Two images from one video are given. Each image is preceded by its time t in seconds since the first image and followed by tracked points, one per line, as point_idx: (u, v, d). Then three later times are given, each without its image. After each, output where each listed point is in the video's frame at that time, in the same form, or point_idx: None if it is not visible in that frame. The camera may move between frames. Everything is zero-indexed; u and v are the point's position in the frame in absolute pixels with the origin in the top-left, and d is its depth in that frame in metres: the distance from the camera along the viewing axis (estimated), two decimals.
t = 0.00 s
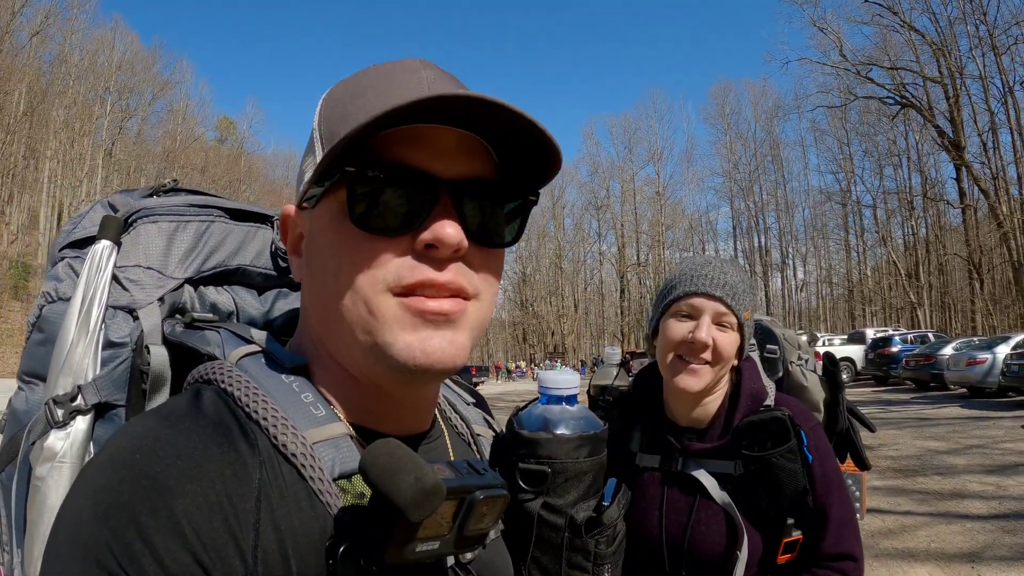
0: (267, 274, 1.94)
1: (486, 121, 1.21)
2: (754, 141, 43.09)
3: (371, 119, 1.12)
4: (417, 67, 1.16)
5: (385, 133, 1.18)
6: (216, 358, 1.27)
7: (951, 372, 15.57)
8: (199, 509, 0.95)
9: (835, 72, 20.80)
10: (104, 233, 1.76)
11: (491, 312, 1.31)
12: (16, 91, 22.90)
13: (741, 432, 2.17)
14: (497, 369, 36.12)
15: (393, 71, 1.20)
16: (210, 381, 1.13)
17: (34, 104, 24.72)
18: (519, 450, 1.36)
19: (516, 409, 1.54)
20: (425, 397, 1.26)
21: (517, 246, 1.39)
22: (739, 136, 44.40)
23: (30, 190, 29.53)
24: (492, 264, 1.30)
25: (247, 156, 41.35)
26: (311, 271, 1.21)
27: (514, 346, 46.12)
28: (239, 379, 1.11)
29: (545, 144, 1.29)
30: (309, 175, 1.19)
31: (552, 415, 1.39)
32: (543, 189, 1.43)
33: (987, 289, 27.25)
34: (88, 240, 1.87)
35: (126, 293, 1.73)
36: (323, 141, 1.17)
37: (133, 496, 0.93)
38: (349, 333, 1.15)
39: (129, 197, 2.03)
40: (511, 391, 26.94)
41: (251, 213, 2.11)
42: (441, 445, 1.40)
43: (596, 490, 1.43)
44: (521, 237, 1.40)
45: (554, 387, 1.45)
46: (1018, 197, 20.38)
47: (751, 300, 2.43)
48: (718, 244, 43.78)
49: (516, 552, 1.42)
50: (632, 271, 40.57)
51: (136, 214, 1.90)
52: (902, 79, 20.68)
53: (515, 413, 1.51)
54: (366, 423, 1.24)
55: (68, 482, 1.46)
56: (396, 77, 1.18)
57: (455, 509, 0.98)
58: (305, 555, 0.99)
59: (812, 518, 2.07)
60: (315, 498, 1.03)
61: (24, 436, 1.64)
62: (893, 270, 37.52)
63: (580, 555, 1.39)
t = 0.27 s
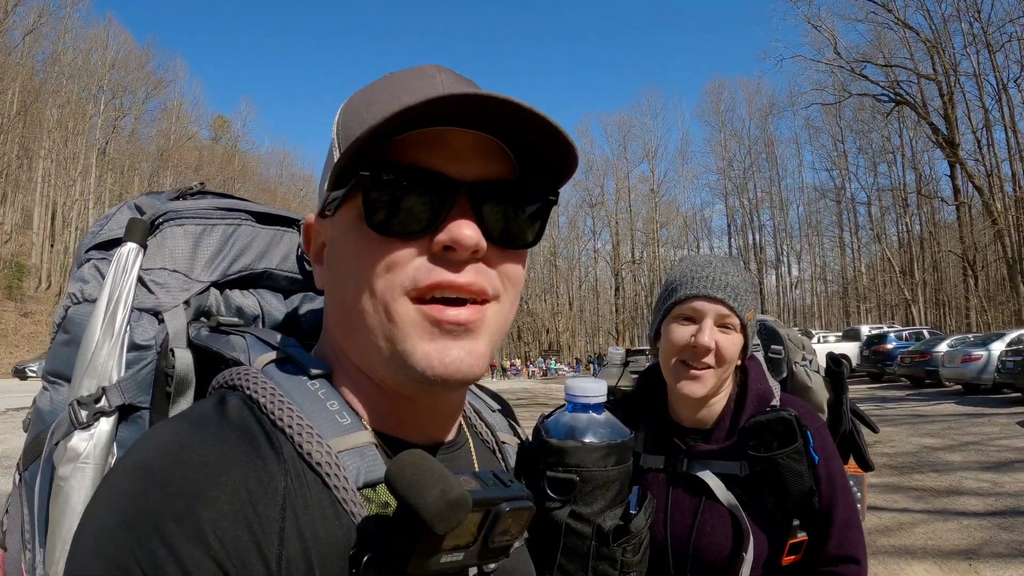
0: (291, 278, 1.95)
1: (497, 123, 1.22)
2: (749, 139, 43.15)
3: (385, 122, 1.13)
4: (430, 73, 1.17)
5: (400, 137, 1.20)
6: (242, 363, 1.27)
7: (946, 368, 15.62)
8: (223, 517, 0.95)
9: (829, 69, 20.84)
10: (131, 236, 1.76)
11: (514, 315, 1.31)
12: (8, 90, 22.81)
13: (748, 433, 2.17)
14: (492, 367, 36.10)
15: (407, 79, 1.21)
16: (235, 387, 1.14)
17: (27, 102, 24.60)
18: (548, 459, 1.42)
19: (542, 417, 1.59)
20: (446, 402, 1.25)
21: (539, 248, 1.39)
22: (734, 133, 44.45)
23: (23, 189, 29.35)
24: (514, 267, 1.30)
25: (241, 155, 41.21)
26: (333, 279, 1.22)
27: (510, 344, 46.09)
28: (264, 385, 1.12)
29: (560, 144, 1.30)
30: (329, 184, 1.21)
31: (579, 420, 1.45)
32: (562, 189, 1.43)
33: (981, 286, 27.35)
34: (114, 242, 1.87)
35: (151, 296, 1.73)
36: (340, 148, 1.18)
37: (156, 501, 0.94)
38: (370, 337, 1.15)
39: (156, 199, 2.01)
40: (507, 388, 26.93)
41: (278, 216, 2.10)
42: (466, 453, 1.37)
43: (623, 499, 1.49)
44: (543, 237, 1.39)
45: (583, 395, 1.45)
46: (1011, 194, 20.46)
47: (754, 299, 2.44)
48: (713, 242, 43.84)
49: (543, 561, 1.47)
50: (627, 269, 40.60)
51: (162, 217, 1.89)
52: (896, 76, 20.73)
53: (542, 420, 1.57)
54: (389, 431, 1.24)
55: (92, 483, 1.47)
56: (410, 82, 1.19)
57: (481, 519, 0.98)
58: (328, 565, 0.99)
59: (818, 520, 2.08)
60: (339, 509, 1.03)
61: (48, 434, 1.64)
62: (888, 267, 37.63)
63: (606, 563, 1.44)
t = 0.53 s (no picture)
0: (315, 274, 1.97)
1: (514, 116, 1.22)
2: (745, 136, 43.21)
3: (401, 115, 1.14)
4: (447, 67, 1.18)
5: (417, 132, 1.20)
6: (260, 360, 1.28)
7: (943, 365, 15.68)
8: (236, 511, 0.95)
9: (825, 66, 20.87)
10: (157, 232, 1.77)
11: (534, 313, 1.32)
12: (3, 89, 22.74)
13: (762, 432, 2.16)
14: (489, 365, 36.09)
15: (424, 75, 1.22)
16: (254, 383, 1.15)
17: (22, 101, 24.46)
18: (567, 461, 1.43)
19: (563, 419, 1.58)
20: (463, 398, 1.25)
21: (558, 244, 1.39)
22: (730, 130, 44.50)
23: (17, 188, 29.19)
24: (532, 262, 1.30)
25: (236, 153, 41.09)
26: (351, 275, 1.23)
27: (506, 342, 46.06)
28: (283, 381, 1.12)
29: (577, 139, 1.30)
30: (348, 180, 1.23)
31: (600, 421, 1.46)
32: (580, 184, 1.43)
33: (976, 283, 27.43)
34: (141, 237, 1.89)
35: (176, 291, 1.73)
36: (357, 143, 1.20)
37: (172, 493, 0.94)
38: (386, 331, 1.16)
39: (182, 196, 2.03)
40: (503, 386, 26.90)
41: (303, 214, 2.11)
42: (485, 452, 1.37)
43: (642, 504, 1.49)
44: (563, 232, 1.39)
45: (605, 397, 1.45)
46: (1006, 191, 20.53)
47: (765, 294, 2.45)
48: (709, 239, 43.89)
49: (560, 562, 1.49)
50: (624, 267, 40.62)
51: (187, 213, 1.90)
52: (891, 73, 20.79)
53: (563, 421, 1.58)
54: (406, 428, 1.24)
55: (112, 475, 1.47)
56: (426, 78, 1.20)
57: (494, 521, 0.98)
58: (341, 562, 0.99)
59: (831, 520, 2.09)
60: (353, 505, 1.02)
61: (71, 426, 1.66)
62: (883, 265, 37.73)
63: (623, 567, 1.44)
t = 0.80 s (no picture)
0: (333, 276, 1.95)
1: (532, 114, 1.23)
2: (742, 134, 43.25)
3: (417, 114, 1.15)
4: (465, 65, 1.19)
5: (434, 129, 1.21)
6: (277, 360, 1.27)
7: (940, 362, 15.72)
8: (251, 512, 0.94)
9: (822, 64, 20.91)
10: (175, 233, 1.79)
11: (552, 313, 1.32)
12: None
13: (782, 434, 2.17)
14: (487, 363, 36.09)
15: (442, 75, 1.22)
16: (270, 382, 1.15)
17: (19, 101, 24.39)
18: (585, 463, 1.43)
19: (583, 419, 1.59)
20: (479, 398, 1.25)
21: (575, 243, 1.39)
22: (727, 128, 44.52)
23: (13, 188, 29.11)
24: (549, 259, 1.30)
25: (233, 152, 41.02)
26: (368, 273, 1.24)
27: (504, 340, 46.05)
28: (299, 380, 1.12)
29: (594, 135, 1.30)
30: (364, 180, 1.24)
31: (618, 425, 1.47)
32: (597, 184, 1.43)
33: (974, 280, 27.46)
34: (159, 239, 1.91)
35: (193, 291, 1.75)
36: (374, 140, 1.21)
37: (186, 492, 0.94)
38: (402, 329, 1.16)
39: (200, 197, 2.03)
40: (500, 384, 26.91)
41: (321, 214, 2.09)
42: (501, 455, 1.37)
43: (659, 508, 1.49)
44: (579, 232, 1.39)
45: (623, 399, 1.46)
46: (1003, 189, 20.56)
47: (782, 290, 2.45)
48: (707, 237, 43.91)
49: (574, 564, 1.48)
50: (621, 265, 40.64)
51: (205, 214, 1.91)
52: (888, 71, 20.82)
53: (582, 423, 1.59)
54: (422, 430, 1.24)
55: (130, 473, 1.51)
56: (445, 78, 1.21)
57: (506, 523, 0.98)
58: (352, 561, 0.99)
59: (847, 523, 2.10)
60: (367, 506, 1.03)
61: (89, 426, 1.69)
62: (880, 262, 37.78)
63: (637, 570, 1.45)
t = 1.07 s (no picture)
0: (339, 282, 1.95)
1: (538, 117, 1.23)
2: (741, 133, 43.26)
3: (422, 116, 1.15)
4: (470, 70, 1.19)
5: (439, 135, 1.21)
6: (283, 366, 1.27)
7: (939, 361, 15.74)
8: (261, 521, 0.94)
9: (821, 63, 20.91)
10: (182, 240, 1.79)
11: (557, 317, 1.32)
12: None
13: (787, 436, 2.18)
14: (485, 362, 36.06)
15: (449, 80, 1.23)
16: (278, 390, 1.15)
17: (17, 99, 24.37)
18: (592, 470, 1.43)
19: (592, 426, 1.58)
20: (486, 406, 1.25)
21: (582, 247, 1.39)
22: (726, 127, 44.52)
23: (10, 187, 29.03)
24: (554, 264, 1.30)
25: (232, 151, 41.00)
26: (374, 279, 1.24)
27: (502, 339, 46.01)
28: (307, 389, 1.11)
29: (599, 139, 1.30)
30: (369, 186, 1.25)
31: (624, 433, 1.46)
32: (603, 187, 1.43)
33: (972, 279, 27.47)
34: (167, 244, 1.90)
35: (199, 297, 1.74)
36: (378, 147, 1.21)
37: (194, 499, 0.94)
38: (408, 335, 1.16)
39: (208, 203, 2.03)
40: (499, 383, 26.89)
41: (327, 220, 2.09)
42: (509, 463, 1.38)
43: (666, 516, 1.48)
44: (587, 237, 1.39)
45: (629, 407, 1.46)
46: (1002, 188, 20.58)
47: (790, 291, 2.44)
48: (705, 236, 43.90)
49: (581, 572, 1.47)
50: (620, 264, 40.62)
51: (213, 221, 1.90)
52: (887, 70, 20.82)
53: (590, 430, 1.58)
54: (429, 437, 1.24)
55: (135, 479, 1.50)
56: (451, 82, 1.21)
57: (514, 533, 0.98)
58: (361, 567, 0.99)
59: (855, 527, 2.10)
60: (374, 515, 1.02)
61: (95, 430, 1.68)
62: (879, 261, 37.79)
63: None
